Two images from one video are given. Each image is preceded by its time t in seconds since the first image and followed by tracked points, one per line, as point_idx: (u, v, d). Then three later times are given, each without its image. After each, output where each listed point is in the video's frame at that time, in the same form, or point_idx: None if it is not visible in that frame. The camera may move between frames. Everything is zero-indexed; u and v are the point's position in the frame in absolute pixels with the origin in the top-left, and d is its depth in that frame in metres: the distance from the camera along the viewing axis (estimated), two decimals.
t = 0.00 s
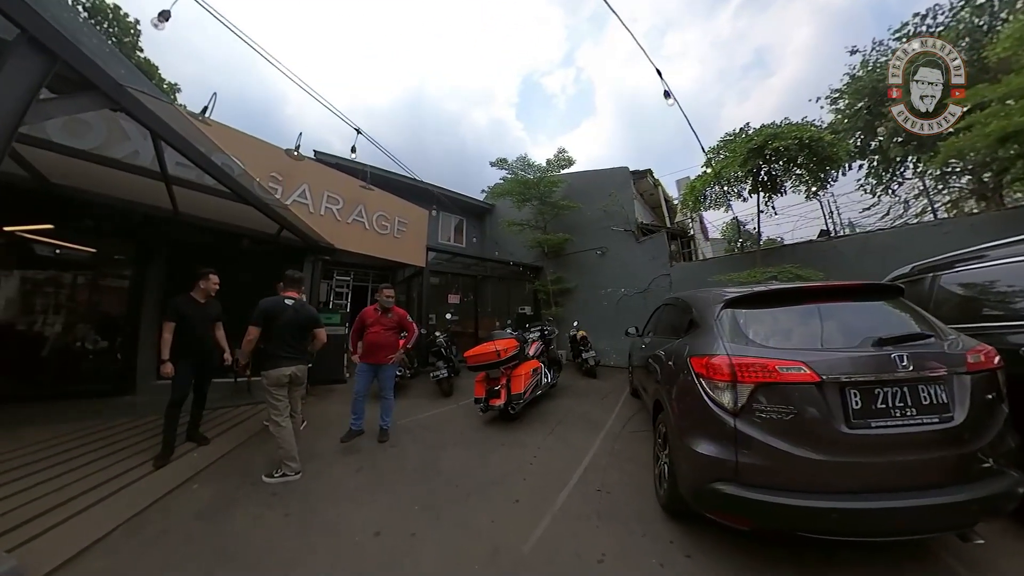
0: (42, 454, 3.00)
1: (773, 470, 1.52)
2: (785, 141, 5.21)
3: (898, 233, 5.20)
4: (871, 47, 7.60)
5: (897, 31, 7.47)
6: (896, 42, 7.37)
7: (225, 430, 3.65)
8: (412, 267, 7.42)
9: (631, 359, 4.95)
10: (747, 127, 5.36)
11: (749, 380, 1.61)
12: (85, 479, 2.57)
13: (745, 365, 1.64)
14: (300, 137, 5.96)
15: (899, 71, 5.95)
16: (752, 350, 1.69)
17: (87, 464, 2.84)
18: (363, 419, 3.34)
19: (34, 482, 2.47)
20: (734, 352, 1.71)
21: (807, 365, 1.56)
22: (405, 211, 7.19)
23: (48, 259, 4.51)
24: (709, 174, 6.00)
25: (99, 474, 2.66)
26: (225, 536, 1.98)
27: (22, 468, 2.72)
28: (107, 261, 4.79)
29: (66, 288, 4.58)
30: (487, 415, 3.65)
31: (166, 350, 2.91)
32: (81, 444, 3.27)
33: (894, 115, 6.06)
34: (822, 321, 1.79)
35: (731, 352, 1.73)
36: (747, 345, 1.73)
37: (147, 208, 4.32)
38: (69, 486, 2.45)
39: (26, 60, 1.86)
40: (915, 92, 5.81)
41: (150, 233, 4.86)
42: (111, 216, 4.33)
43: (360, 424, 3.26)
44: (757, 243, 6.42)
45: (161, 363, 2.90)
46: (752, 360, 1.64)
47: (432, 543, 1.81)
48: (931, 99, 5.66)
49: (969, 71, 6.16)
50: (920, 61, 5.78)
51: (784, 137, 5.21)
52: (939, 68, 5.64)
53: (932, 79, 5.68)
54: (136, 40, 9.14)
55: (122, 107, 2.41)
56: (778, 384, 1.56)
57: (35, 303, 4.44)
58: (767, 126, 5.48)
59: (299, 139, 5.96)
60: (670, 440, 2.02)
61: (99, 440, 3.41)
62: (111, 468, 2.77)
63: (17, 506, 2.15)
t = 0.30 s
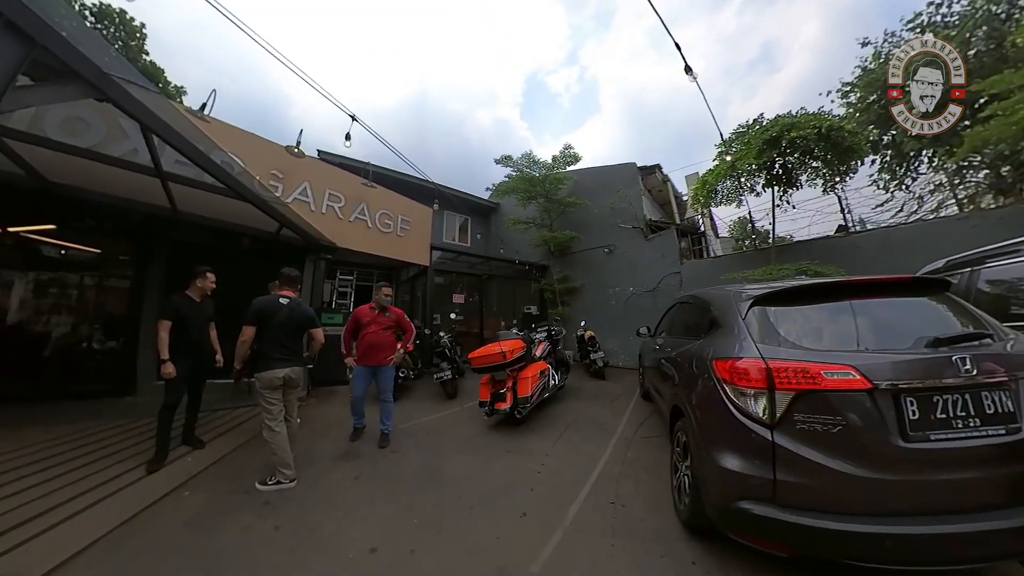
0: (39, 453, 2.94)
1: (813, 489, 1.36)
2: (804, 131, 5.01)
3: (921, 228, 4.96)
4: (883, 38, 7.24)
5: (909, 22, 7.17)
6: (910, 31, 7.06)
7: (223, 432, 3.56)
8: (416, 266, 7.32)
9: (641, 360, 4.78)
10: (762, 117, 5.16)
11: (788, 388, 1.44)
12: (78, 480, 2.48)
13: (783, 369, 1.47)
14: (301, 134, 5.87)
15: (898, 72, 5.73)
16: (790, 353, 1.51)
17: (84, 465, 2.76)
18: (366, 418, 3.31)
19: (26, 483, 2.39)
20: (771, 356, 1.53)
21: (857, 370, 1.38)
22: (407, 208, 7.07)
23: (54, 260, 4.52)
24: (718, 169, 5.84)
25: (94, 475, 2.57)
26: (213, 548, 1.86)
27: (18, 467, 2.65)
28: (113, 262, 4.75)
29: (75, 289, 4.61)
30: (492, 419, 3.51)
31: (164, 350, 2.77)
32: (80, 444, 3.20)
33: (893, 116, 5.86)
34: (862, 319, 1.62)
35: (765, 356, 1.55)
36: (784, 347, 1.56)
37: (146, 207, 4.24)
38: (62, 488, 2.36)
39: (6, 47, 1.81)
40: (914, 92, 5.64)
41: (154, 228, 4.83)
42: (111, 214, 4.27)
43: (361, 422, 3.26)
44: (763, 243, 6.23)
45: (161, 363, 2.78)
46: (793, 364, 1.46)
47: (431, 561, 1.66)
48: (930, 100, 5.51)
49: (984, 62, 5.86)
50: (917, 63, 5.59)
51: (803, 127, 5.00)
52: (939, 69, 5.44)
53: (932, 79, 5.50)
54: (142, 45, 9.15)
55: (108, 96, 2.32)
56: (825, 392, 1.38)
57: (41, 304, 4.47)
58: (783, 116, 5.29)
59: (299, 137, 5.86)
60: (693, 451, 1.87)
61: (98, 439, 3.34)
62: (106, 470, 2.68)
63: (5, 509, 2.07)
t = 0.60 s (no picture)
0: (34, 456, 2.85)
1: (860, 516, 1.27)
2: (821, 121, 4.81)
3: (945, 222, 4.71)
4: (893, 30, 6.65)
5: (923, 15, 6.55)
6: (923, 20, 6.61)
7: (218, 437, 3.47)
8: (420, 266, 7.21)
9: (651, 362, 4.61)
10: (778, 107, 4.96)
11: (836, 400, 1.34)
12: (72, 485, 2.40)
13: (830, 380, 1.37)
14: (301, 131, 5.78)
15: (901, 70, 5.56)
16: (835, 361, 1.41)
17: (81, 468, 2.67)
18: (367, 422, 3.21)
19: (17, 487, 2.31)
20: (813, 363, 1.43)
21: (915, 380, 1.28)
22: (412, 207, 6.99)
23: (59, 262, 4.43)
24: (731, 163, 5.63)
25: (89, 479, 2.49)
26: (199, 564, 1.74)
27: (11, 470, 2.57)
28: (118, 263, 4.71)
29: (81, 290, 4.53)
30: (497, 424, 3.37)
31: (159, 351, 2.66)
32: (77, 445, 3.13)
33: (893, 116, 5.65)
34: (902, 318, 1.52)
35: (808, 365, 1.44)
36: (827, 354, 1.46)
37: (144, 206, 4.17)
38: (53, 493, 2.27)
39: None
40: (914, 92, 5.47)
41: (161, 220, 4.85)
42: (108, 212, 4.20)
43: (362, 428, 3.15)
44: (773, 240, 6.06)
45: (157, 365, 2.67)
46: (840, 372, 1.37)
47: None
48: (930, 100, 5.33)
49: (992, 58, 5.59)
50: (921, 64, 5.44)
51: (821, 117, 4.81)
52: (939, 70, 5.31)
53: (932, 79, 5.36)
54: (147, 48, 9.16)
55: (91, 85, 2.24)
56: (877, 405, 1.28)
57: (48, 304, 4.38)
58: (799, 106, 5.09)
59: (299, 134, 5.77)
60: (718, 466, 1.73)
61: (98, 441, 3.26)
62: (102, 473, 2.60)
63: None
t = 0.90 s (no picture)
0: (38, 455, 2.82)
1: (912, 532, 1.17)
2: (839, 113, 4.66)
3: (966, 217, 4.54)
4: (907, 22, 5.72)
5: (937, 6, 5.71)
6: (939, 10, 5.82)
7: (219, 441, 3.41)
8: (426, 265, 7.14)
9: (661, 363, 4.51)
10: (793, 99, 4.82)
11: (885, 404, 1.25)
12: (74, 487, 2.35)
13: (877, 382, 1.28)
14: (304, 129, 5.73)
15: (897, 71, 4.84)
16: (879, 360, 1.33)
17: (85, 468, 2.63)
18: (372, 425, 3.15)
19: (18, 488, 2.27)
20: (855, 363, 1.35)
21: (969, 382, 1.18)
22: (417, 206, 6.93)
23: (68, 263, 4.44)
24: (743, 157, 5.47)
25: (92, 481, 2.44)
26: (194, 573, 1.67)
27: (13, 470, 2.53)
28: (123, 263, 4.67)
29: (87, 291, 4.52)
30: (505, 428, 3.28)
31: (153, 352, 2.56)
32: (79, 446, 3.09)
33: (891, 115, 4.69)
34: (945, 311, 1.44)
35: (851, 367, 1.36)
36: (868, 354, 1.37)
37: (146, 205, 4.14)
38: (55, 495, 2.22)
39: None
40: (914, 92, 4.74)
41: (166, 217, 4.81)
42: (110, 211, 4.17)
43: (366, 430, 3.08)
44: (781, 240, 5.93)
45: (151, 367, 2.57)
46: (887, 374, 1.29)
47: None
48: (929, 101, 4.63)
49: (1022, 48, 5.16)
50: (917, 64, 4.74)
51: (838, 108, 4.66)
52: (939, 67, 4.59)
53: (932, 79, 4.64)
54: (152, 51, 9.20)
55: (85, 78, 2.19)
56: (927, 409, 1.20)
57: (56, 304, 4.38)
58: (814, 99, 4.95)
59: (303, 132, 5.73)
60: (748, 474, 1.64)
61: (103, 442, 3.23)
62: (105, 475, 2.55)
63: None
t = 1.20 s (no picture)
0: (50, 458, 2.83)
1: (961, 533, 1.14)
2: (857, 109, 4.59)
3: (983, 215, 4.48)
4: (912, 16, 5.29)
5: None
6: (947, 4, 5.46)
7: (229, 444, 3.41)
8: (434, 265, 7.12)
9: (674, 361, 4.47)
10: (806, 97, 4.77)
11: (931, 403, 1.22)
12: (83, 493, 2.34)
13: (922, 381, 1.26)
14: (313, 129, 5.74)
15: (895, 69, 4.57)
16: (921, 359, 1.31)
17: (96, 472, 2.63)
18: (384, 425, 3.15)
19: (30, 493, 2.27)
20: (897, 362, 1.32)
21: (1015, 380, 1.15)
22: (425, 205, 6.92)
23: (76, 263, 4.49)
24: (756, 155, 5.41)
25: (102, 486, 2.44)
26: None
27: (24, 473, 2.53)
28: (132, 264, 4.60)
29: (95, 292, 4.56)
30: (519, 429, 3.26)
31: (148, 359, 2.52)
32: (88, 448, 3.10)
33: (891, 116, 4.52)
34: (982, 304, 1.42)
35: (892, 365, 1.33)
36: (907, 352, 1.35)
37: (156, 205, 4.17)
38: (64, 501, 2.22)
39: None
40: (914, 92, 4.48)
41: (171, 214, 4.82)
42: (120, 211, 4.20)
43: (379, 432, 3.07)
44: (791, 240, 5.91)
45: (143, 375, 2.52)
46: (930, 372, 1.26)
47: None
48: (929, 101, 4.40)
49: None
50: (914, 64, 4.49)
51: (856, 105, 4.59)
52: (939, 67, 4.37)
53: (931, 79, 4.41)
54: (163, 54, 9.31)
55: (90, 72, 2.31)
56: (963, 408, 1.18)
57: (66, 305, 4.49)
58: (828, 95, 4.88)
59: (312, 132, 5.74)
60: (782, 474, 1.62)
61: (115, 444, 3.24)
62: (116, 480, 2.56)
63: None
